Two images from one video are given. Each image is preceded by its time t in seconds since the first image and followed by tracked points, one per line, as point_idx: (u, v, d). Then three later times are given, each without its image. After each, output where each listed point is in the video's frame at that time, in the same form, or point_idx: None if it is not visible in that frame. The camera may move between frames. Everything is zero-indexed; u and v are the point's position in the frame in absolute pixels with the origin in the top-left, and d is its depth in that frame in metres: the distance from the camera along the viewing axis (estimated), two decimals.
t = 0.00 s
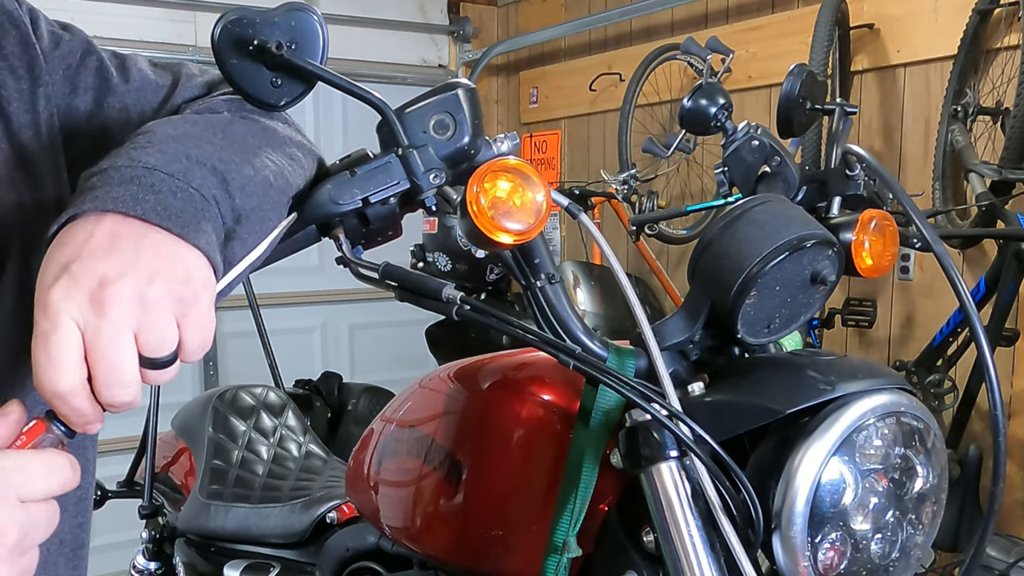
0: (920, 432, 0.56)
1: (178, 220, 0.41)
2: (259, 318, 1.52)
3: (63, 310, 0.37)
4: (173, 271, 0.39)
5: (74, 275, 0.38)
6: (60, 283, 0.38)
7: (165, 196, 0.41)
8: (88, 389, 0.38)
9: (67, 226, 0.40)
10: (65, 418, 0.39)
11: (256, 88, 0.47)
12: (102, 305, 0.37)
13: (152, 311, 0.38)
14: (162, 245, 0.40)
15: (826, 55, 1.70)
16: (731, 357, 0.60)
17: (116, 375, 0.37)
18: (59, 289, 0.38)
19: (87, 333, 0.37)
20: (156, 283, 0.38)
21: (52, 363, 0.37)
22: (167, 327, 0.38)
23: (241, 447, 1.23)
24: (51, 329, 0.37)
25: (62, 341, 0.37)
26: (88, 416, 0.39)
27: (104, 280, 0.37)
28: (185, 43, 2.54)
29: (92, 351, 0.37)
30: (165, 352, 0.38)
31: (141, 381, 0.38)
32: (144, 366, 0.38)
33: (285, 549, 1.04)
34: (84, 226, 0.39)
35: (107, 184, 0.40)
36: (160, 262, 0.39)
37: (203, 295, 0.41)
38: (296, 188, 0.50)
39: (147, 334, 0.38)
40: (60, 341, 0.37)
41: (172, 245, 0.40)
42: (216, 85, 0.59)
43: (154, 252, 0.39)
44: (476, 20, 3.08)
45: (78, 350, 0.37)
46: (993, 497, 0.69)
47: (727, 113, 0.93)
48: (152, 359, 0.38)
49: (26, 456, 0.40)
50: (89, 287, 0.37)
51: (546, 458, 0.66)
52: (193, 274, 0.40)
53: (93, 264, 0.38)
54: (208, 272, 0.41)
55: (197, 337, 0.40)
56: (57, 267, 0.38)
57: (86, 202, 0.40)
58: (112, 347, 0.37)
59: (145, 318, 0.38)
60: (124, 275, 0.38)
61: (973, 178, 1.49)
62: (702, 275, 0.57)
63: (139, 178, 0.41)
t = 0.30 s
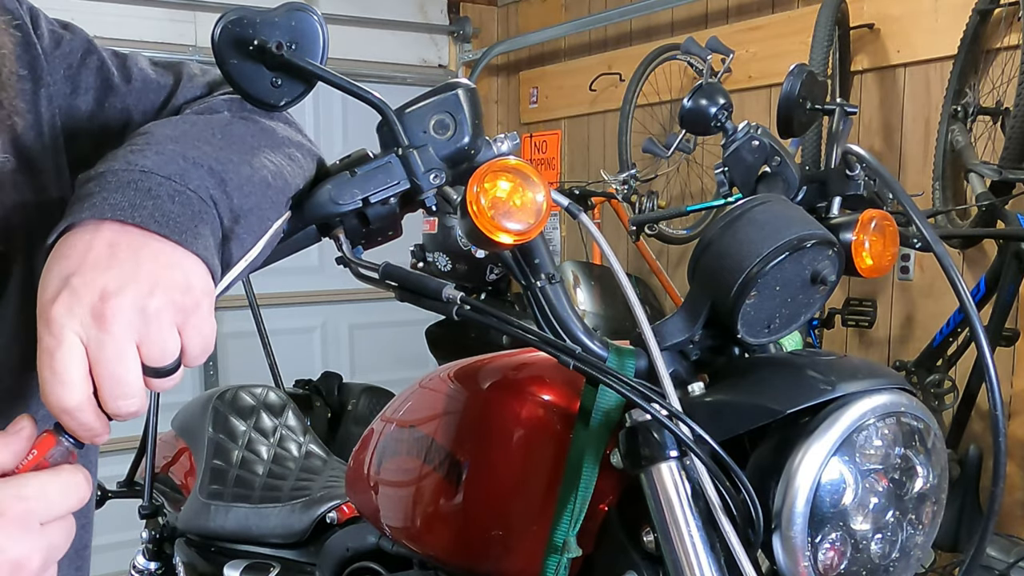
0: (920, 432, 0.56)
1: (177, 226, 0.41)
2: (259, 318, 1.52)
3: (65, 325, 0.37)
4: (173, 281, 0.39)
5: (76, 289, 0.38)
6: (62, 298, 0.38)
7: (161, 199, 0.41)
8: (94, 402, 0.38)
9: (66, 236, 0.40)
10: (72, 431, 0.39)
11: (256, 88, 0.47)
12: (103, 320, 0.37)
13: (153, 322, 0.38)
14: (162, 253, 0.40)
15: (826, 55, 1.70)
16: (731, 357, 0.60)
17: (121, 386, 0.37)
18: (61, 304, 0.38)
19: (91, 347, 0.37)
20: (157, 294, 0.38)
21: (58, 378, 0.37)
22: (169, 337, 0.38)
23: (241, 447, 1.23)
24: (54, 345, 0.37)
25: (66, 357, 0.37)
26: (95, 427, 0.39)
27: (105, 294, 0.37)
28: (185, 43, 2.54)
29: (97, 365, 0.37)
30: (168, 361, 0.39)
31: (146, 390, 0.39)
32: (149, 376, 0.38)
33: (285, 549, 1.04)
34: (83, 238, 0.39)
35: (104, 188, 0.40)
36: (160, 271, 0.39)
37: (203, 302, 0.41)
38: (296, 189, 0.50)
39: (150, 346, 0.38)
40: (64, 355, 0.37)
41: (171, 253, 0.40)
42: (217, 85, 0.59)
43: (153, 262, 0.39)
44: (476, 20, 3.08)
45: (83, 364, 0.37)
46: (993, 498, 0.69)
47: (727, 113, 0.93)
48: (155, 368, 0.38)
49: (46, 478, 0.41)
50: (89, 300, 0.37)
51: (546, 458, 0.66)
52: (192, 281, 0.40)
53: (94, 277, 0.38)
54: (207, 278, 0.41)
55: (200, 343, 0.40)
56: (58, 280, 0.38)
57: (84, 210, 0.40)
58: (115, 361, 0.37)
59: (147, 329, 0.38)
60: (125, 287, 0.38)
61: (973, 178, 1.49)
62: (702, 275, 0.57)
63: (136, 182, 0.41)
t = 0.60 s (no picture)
0: (920, 432, 0.56)
1: (165, 218, 0.41)
2: (259, 318, 1.52)
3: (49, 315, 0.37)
4: (160, 270, 0.39)
5: (61, 279, 0.38)
6: (47, 288, 0.38)
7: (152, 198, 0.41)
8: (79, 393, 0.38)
9: (55, 227, 0.40)
10: (58, 423, 0.39)
11: (256, 88, 0.47)
12: (88, 308, 0.37)
13: (138, 311, 0.38)
14: (149, 243, 0.39)
15: (826, 55, 1.70)
16: (731, 357, 0.60)
17: (107, 375, 0.37)
18: (46, 294, 0.37)
19: (76, 337, 0.37)
20: (142, 283, 0.38)
21: (42, 368, 0.37)
22: (154, 327, 0.38)
23: (241, 447, 1.23)
24: (38, 334, 0.37)
25: (50, 346, 0.37)
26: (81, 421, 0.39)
27: (90, 282, 0.37)
28: (185, 43, 2.54)
29: (81, 354, 0.37)
30: (155, 351, 0.38)
31: (132, 381, 0.38)
32: (135, 366, 0.38)
33: (285, 549, 1.04)
34: (70, 228, 0.39)
35: (97, 186, 0.40)
36: (146, 260, 0.39)
37: (191, 293, 0.40)
38: (293, 188, 0.50)
39: (136, 335, 0.38)
40: (49, 346, 0.37)
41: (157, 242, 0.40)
42: (217, 85, 0.60)
43: (139, 250, 0.39)
44: (476, 20, 3.08)
45: (67, 354, 0.37)
46: (993, 497, 0.69)
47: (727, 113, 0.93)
48: (141, 359, 0.38)
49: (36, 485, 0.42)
50: (73, 289, 0.37)
51: (546, 458, 0.66)
52: (180, 272, 0.40)
53: (79, 267, 0.38)
54: (196, 270, 0.41)
55: (186, 334, 0.40)
56: (44, 271, 0.38)
57: (74, 201, 0.40)
58: (100, 349, 0.37)
59: (132, 318, 0.38)
60: (109, 275, 0.38)
61: (973, 178, 1.49)
62: (702, 276, 0.57)
63: (126, 182, 0.41)
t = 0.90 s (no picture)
0: (921, 432, 0.56)
1: (171, 235, 0.41)
2: (259, 318, 1.53)
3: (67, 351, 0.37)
4: (171, 297, 0.39)
5: (75, 314, 0.37)
6: (62, 323, 0.38)
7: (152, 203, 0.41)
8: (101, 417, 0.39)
9: (60, 254, 0.39)
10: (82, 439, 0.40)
11: (257, 88, 0.47)
12: (105, 343, 0.37)
13: (154, 340, 0.38)
14: (157, 267, 0.39)
15: (825, 55, 1.70)
16: (731, 357, 0.60)
17: (128, 403, 0.38)
18: (62, 328, 0.37)
19: (95, 370, 0.38)
20: (155, 313, 0.38)
21: (67, 401, 0.38)
22: (170, 353, 0.39)
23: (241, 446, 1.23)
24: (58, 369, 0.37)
25: (71, 380, 0.38)
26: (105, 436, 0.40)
27: (104, 317, 0.37)
28: (185, 42, 2.54)
29: (103, 385, 0.38)
30: (172, 375, 0.39)
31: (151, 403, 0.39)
32: (154, 390, 0.39)
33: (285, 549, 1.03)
34: (77, 256, 0.39)
35: (99, 195, 0.41)
36: (157, 288, 0.39)
37: (200, 313, 0.40)
38: (294, 189, 0.51)
39: (153, 364, 0.38)
40: (70, 379, 0.38)
41: (164, 266, 0.40)
42: (219, 84, 0.60)
43: (149, 279, 0.39)
44: (476, 20, 3.08)
45: (89, 385, 0.38)
46: (993, 498, 0.69)
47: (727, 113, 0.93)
48: (158, 384, 0.39)
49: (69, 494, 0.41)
50: (89, 326, 0.37)
51: (546, 458, 0.66)
52: (190, 294, 0.40)
53: (91, 299, 0.37)
54: (203, 288, 0.41)
55: (200, 351, 0.41)
56: (57, 303, 0.38)
57: (78, 226, 0.39)
58: (120, 382, 0.38)
59: (149, 348, 0.38)
60: (123, 311, 0.38)
61: (973, 178, 1.49)
62: (703, 276, 0.57)
63: (126, 188, 0.41)
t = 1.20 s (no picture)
0: (921, 432, 0.56)
1: (173, 235, 0.41)
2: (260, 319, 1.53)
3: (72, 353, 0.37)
4: (175, 297, 0.39)
5: (80, 315, 0.37)
6: (67, 325, 0.37)
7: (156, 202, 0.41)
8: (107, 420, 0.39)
9: (63, 257, 0.39)
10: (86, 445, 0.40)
11: (257, 88, 0.47)
12: (109, 345, 0.37)
13: (159, 340, 0.38)
14: (160, 267, 0.39)
15: (825, 55, 1.70)
16: (731, 357, 0.60)
17: (133, 405, 0.38)
18: (67, 331, 0.37)
19: (99, 371, 0.37)
20: (159, 312, 0.38)
21: (71, 405, 0.37)
22: (175, 353, 0.39)
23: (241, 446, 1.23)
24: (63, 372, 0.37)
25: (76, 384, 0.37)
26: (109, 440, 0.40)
27: (109, 319, 0.37)
28: (185, 43, 2.54)
29: (108, 387, 0.38)
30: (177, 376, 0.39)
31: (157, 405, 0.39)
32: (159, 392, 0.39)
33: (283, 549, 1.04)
34: (80, 259, 0.39)
35: (101, 195, 0.41)
36: (161, 289, 0.39)
37: (205, 313, 0.40)
38: (295, 188, 0.51)
39: (158, 364, 0.38)
40: (74, 382, 0.37)
41: (167, 267, 0.39)
42: (218, 82, 0.62)
43: (154, 280, 0.39)
44: (476, 20, 3.08)
45: (94, 388, 0.37)
46: (994, 498, 0.69)
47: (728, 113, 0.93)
48: (163, 385, 0.39)
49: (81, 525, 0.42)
50: (94, 327, 0.37)
51: (546, 457, 0.66)
52: (194, 293, 0.40)
53: (95, 301, 0.37)
54: (207, 287, 0.41)
55: (205, 352, 0.41)
56: (61, 306, 0.38)
57: (81, 227, 0.39)
58: (125, 383, 0.37)
59: (155, 348, 0.38)
60: (128, 311, 0.38)
61: (973, 178, 1.49)
62: (703, 276, 0.57)
63: (129, 187, 0.41)
